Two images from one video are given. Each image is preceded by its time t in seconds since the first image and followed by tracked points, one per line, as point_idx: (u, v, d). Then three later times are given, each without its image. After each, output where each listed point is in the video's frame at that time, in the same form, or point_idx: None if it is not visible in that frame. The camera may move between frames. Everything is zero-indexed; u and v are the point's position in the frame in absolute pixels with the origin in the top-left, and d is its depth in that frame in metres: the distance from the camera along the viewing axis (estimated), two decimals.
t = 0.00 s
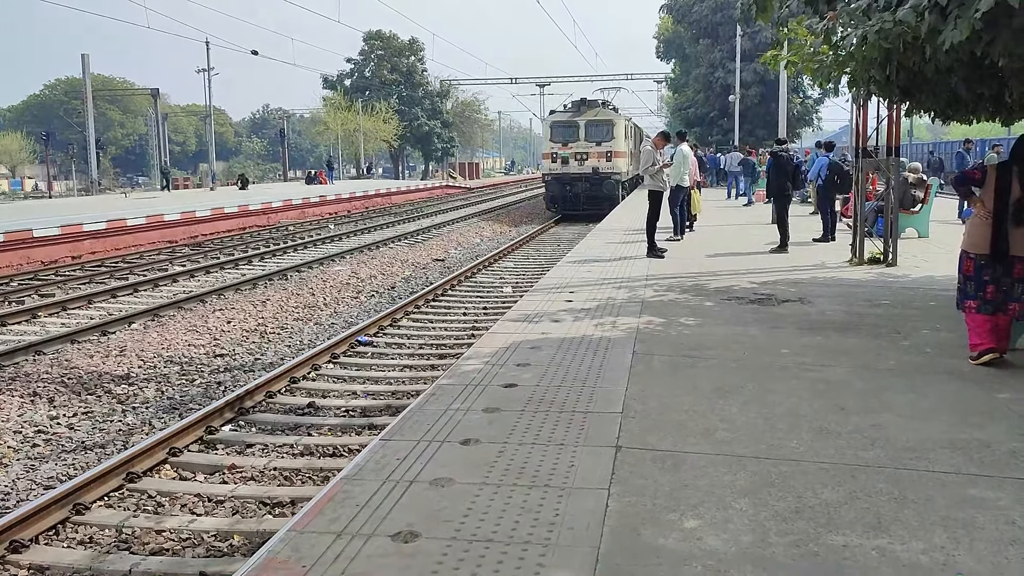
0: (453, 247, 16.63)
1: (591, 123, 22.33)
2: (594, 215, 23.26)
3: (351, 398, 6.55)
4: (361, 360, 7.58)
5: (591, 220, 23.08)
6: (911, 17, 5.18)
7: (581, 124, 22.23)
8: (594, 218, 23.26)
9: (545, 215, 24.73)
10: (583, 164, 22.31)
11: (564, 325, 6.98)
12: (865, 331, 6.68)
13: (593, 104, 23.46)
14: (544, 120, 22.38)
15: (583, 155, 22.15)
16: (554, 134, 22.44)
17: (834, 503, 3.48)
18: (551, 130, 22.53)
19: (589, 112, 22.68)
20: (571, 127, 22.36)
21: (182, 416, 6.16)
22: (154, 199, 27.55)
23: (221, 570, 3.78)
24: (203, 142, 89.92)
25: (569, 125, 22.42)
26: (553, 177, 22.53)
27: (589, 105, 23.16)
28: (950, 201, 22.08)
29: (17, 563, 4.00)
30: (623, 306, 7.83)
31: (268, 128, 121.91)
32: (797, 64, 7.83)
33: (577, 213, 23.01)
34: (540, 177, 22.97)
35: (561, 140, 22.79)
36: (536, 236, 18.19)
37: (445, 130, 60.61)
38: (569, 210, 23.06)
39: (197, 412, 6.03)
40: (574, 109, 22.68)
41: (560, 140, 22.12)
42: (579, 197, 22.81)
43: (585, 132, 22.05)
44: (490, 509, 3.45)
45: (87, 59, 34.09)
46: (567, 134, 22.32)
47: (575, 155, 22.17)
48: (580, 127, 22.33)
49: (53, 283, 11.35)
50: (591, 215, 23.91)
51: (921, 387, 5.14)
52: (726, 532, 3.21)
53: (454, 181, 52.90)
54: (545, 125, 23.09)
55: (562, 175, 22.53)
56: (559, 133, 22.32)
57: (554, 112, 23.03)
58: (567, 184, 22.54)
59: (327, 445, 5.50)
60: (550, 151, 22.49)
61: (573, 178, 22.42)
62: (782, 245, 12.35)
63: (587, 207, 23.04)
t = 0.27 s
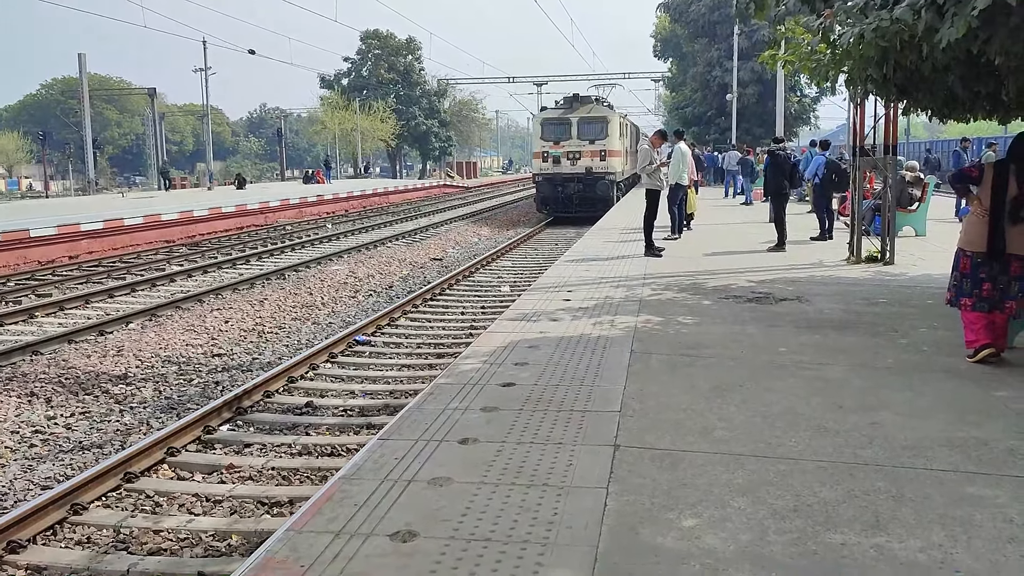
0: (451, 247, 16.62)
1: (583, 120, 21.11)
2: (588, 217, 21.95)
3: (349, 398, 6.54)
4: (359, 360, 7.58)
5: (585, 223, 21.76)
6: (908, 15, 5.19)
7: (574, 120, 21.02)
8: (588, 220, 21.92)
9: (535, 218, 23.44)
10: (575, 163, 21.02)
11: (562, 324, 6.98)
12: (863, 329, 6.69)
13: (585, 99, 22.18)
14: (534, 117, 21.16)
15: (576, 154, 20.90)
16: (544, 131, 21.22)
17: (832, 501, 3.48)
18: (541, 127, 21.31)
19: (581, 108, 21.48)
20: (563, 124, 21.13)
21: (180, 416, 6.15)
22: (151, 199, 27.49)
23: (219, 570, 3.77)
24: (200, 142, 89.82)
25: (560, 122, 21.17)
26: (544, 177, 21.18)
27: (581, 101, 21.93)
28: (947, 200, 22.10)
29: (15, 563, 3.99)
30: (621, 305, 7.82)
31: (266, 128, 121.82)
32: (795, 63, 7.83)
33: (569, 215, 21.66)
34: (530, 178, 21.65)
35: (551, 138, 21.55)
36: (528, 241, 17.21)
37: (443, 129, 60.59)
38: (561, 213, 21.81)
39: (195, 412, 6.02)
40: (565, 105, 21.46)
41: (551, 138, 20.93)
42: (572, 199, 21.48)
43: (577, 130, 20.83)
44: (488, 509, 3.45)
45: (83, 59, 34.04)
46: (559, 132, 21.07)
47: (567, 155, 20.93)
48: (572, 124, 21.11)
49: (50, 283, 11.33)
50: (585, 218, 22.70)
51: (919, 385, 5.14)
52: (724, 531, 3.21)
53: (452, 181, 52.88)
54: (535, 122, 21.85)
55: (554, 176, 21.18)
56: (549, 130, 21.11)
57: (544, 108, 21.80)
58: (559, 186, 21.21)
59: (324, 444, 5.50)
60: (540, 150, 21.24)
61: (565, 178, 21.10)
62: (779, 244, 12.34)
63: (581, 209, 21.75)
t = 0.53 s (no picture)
0: (450, 246, 16.62)
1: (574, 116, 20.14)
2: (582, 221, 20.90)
3: (348, 397, 6.54)
4: (358, 359, 7.57)
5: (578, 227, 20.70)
6: (906, 14, 5.20)
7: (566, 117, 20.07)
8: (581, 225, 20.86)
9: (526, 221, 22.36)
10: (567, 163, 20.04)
11: (561, 323, 6.98)
12: (862, 328, 6.69)
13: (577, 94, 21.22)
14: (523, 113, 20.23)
15: (567, 152, 19.99)
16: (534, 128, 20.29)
17: (831, 500, 3.48)
18: (530, 124, 20.38)
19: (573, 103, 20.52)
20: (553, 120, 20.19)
21: (178, 415, 6.15)
22: (150, 198, 27.47)
23: (218, 569, 3.77)
24: (198, 141, 89.76)
25: (551, 118, 20.24)
26: (534, 177, 20.22)
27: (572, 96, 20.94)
28: (946, 199, 22.12)
29: (14, 562, 3.99)
30: (620, 304, 7.81)
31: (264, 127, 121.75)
32: (794, 63, 7.83)
33: (562, 218, 20.62)
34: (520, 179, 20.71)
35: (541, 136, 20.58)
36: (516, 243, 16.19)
37: (442, 128, 60.58)
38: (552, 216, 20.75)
39: (194, 411, 6.02)
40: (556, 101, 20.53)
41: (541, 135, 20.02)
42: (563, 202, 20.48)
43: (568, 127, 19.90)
44: (487, 508, 3.45)
45: (81, 58, 33.99)
46: (549, 129, 20.16)
47: (558, 153, 19.97)
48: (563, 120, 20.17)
49: (48, 283, 11.32)
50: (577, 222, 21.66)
51: (918, 384, 5.14)
52: (723, 530, 3.22)
53: (450, 180, 52.87)
54: (525, 118, 20.91)
55: (544, 176, 20.19)
56: (539, 127, 20.20)
57: (535, 104, 20.85)
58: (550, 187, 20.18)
59: (323, 443, 5.50)
60: (529, 148, 20.32)
61: (556, 179, 20.13)
62: (777, 243, 12.34)
63: (574, 212, 20.71)
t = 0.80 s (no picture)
0: (450, 245, 16.61)
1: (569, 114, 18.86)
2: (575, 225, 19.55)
3: (348, 396, 6.54)
4: (358, 358, 7.57)
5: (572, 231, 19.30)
6: (907, 14, 5.20)
7: (560, 114, 18.78)
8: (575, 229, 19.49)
9: (519, 224, 21.12)
10: (561, 164, 18.71)
11: (561, 323, 6.98)
12: (863, 327, 6.69)
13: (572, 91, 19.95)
14: (514, 110, 18.94)
15: (561, 152, 18.68)
16: (525, 126, 18.97)
17: (831, 499, 3.49)
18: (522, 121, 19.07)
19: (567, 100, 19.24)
20: (547, 118, 18.87)
21: (179, 415, 6.15)
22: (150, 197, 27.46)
23: (219, 568, 3.78)
24: (199, 141, 89.78)
25: (544, 116, 18.95)
26: (524, 179, 18.87)
27: (566, 92, 19.66)
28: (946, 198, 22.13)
29: (15, 561, 3.99)
30: (620, 304, 7.81)
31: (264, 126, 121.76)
32: (794, 62, 7.83)
33: (554, 222, 19.30)
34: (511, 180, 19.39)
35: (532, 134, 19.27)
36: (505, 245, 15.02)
37: (442, 128, 60.61)
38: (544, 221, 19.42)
39: (195, 410, 6.03)
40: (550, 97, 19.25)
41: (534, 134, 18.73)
42: (556, 204, 19.11)
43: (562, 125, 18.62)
44: (487, 507, 3.45)
45: (82, 57, 33.99)
46: (542, 127, 18.84)
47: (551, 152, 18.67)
48: (557, 117, 18.86)
49: (48, 282, 11.32)
50: (571, 227, 20.32)
51: (918, 384, 5.14)
52: (724, 529, 3.22)
53: (451, 179, 52.89)
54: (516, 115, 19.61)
55: (536, 177, 18.75)
56: (531, 125, 18.88)
57: (527, 100, 19.54)
58: (542, 189, 18.74)
59: (324, 442, 5.50)
60: (520, 148, 18.99)
61: (549, 181, 18.72)
62: (778, 242, 12.33)
63: (568, 215, 19.37)
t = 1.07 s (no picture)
0: (451, 245, 16.59)
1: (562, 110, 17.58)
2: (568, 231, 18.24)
3: (348, 396, 6.54)
4: (358, 358, 7.57)
5: (564, 237, 17.95)
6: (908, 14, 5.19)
7: (553, 110, 17.56)
8: (568, 235, 18.15)
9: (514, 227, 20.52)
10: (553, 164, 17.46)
11: (562, 322, 6.98)
12: (863, 327, 6.68)
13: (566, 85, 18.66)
14: (503, 106, 17.79)
15: (553, 152, 17.46)
16: (514, 123, 17.76)
17: (832, 499, 3.48)
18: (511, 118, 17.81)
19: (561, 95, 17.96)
20: (538, 114, 17.66)
21: (179, 414, 6.15)
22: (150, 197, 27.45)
23: (219, 567, 3.78)
24: (199, 140, 89.81)
25: (535, 112, 17.74)
26: (513, 180, 17.57)
27: (560, 86, 18.37)
28: (946, 198, 22.14)
29: (15, 561, 3.99)
30: (620, 303, 7.81)
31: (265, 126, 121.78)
32: (795, 62, 7.82)
33: (546, 227, 17.98)
34: (499, 182, 18.13)
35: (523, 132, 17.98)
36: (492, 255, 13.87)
37: (443, 127, 60.63)
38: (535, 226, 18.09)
39: (195, 409, 6.02)
40: (541, 93, 18.08)
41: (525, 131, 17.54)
42: (548, 207, 17.79)
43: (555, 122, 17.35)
44: (488, 506, 3.45)
45: (83, 56, 33.98)
46: (533, 124, 17.62)
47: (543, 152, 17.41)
48: (549, 114, 17.63)
49: (49, 281, 11.32)
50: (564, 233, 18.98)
51: (919, 384, 5.13)
52: (724, 528, 3.22)
53: (451, 179, 52.91)
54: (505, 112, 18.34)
55: (526, 179, 17.52)
56: (521, 123, 17.63)
57: (518, 97, 18.34)
58: (533, 192, 17.43)
59: (324, 442, 5.50)
60: (509, 147, 17.77)
61: (540, 183, 17.44)
62: (778, 242, 12.32)
63: (560, 220, 18.02)
